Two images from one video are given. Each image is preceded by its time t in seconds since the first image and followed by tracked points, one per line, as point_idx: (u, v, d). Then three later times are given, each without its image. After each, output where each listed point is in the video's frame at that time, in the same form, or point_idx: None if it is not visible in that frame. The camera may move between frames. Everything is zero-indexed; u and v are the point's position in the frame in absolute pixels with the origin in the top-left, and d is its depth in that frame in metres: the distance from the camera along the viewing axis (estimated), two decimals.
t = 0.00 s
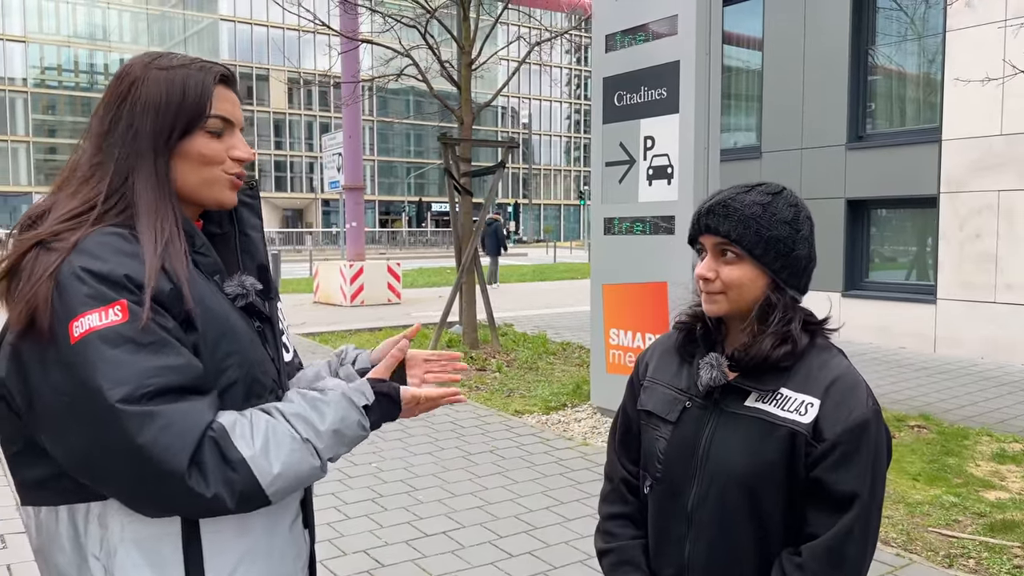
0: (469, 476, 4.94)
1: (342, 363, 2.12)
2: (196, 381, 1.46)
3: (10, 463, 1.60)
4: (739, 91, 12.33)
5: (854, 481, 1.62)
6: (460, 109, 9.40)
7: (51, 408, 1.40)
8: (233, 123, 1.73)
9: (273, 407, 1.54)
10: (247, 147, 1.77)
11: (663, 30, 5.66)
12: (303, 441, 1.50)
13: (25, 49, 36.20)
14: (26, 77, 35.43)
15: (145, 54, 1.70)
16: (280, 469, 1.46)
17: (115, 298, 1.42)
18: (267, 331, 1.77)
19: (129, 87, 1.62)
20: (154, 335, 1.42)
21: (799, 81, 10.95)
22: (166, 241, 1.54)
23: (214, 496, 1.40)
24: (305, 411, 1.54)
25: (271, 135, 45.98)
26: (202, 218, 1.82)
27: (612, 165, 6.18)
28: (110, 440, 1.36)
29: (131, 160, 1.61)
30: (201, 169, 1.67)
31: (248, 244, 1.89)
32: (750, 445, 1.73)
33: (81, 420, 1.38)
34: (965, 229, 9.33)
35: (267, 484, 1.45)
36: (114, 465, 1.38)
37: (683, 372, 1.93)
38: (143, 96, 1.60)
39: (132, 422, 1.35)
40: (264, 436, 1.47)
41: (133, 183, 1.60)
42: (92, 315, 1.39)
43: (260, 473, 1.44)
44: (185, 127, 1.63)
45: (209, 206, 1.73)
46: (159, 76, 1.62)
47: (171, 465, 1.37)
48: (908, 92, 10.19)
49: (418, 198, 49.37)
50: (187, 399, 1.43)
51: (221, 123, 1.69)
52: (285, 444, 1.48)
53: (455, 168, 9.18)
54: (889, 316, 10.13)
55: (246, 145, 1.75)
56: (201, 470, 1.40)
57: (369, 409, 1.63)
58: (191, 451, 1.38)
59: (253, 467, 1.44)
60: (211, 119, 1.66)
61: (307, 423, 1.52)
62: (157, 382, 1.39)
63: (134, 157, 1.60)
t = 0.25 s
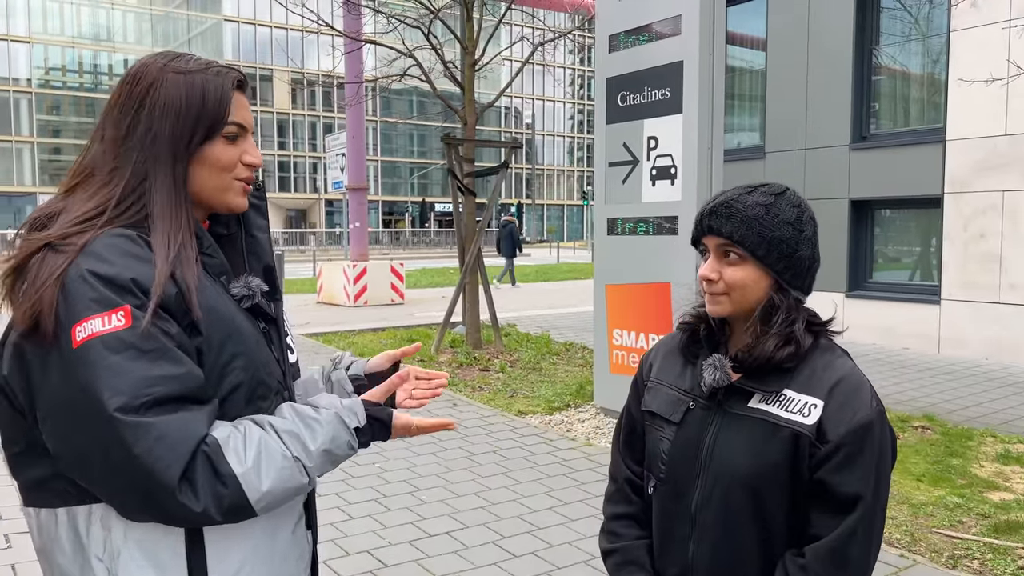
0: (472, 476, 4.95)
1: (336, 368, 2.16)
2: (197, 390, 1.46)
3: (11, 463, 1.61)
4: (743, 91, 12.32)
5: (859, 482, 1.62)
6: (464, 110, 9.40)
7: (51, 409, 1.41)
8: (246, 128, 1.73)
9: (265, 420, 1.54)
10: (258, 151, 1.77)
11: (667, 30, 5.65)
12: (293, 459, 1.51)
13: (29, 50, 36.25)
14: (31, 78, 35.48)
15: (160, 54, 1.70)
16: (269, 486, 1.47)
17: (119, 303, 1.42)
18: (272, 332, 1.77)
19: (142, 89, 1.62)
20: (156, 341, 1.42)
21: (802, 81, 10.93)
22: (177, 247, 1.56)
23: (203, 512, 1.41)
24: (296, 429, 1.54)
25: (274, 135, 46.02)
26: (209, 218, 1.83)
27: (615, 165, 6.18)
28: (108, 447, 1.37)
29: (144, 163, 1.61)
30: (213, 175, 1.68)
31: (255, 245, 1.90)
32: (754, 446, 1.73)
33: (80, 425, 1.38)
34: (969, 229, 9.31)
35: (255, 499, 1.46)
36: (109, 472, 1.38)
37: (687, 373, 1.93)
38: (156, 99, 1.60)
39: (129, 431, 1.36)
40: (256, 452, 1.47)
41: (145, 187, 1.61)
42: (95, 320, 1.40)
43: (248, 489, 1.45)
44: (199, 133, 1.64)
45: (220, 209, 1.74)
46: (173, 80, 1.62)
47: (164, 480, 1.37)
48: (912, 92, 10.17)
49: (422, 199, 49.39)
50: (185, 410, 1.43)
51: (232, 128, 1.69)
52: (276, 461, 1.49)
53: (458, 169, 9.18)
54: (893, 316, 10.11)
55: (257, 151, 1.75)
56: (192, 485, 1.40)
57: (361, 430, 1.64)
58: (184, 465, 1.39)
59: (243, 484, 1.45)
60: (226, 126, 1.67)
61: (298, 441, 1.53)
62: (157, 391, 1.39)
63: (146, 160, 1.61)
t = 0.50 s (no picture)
0: (475, 476, 4.95)
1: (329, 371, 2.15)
2: (205, 391, 1.47)
3: (14, 462, 1.61)
4: (747, 91, 12.31)
5: (861, 483, 1.62)
6: (467, 110, 9.40)
7: (57, 407, 1.42)
8: (257, 128, 1.73)
9: (271, 416, 1.56)
10: (269, 153, 1.78)
11: (670, 30, 5.65)
12: (297, 454, 1.53)
13: (33, 50, 36.27)
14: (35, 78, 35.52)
15: (173, 54, 1.70)
16: (277, 480, 1.49)
17: (131, 302, 1.42)
18: (280, 334, 1.77)
19: (155, 88, 1.62)
20: (168, 341, 1.43)
21: (806, 81, 10.91)
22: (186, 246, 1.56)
23: (215, 507, 1.41)
24: (300, 423, 1.57)
25: (277, 136, 46.04)
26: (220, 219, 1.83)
27: (619, 165, 6.18)
28: (115, 447, 1.37)
29: (155, 162, 1.62)
30: (223, 173, 1.68)
31: (263, 246, 1.90)
32: (757, 447, 1.73)
33: (86, 423, 1.39)
34: (973, 230, 9.29)
35: (263, 494, 1.47)
36: (114, 471, 1.39)
37: (690, 374, 1.92)
38: (169, 99, 1.61)
39: (139, 430, 1.36)
40: (264, 447, 1.49)
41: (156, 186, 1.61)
42: (107, 318, 1.40)
43: (258, 484, 1.46)
44: (209, 131, 1.64)
45: (229, 210, 1.74)
46: (185, 79, 1.63)
47: (176, 474, 1.38)
48: (916, 93, 10.15)
49: (424, 199, 49.39)
50: (194, 409, 1.44)
51: (244, 128, 1.69)
52: (283, 456, 1.51)
53: (461, 169, 9.18)
54: (897, 317, 10.09)
55: (269, 151, 1.76)
56: (204, 481, 1.41)
57: (352, 429, 1.69)
58: (197, 461, 1.40)
59: (253, 478, 1.46)
60: (237, 125, 1.67)
61: (302, 436, 1.55)
62: (167, 391, 1.40)
63: (157, 159, 1.61)
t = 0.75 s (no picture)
0: (477, 476, 4.95)
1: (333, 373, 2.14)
2: (211, 389, 1.47)
3: (18, 462, 1.62)
4: (749, 91, 12.30)
5: (862, 483, 1.62)
6: (469, 110, 9.39)
7: (63, 405, 1.42)
8: (265, 131, 1.74)
9: (277, 415, 1.56)
10: (276, 155, 1.78)
11: (672, 30, 5.64)
12: (303, 452, 1.54)
13: (36, 51, 36.31)
14: (38, 78, 35.58)
15: (183, 54, 1.71)
16: (284, 478, 1.50)
17: (139, 300, 1.42)
18: (285, 334, 1.78)
19: (165, 88, 1.63)
20: (176, 339, 1.43)
21: (809, 81, 10.90)
22: (193, 246, 1.57)
23: (224, 504, 1.42)
24: (306, 421, 1.58)
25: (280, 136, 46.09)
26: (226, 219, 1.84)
27: (621, 165, 6.18)
28: (122, 445, 1.37)
29: (164, 161, 1.62)
30: (231, 176, 1.69)
31: (269, 247, 1.90)
32: (758, 448, 1.73)
33: (93, 422, 1.39)
34: (976, 230, 9.27)
35: (271, 491, 1.48)
36: (121, 470, 1.39)
37: (690, 375, 1.92)
38: (179, 100, 1.62)
39: (147, 428, 1.36)
40: (271, 445, 1.50)
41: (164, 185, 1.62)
42: (116, 316, 1.40)
43: (266, 481, 1.47)
44: (218, 133, 1.65)
45: (235, 213, 1.74)
46: (195, 81, 1.63)
47: (185, 471, 1.38)
48: (918, 93, 10.13)
49: (427, 199, 49.40)
50: (201, 408, 1.44)
51: (252, 131, 1.70)
52: (289, 454, 1.51)
53: (463, 169, 9.18)
54: (900, 317, 10.08)
55: (276, 154, 1.77)
56: (213, 477, 1.41)
57: (356, 429, 1.69)
58: (206, 457, 1.40)
59: (261, 475, 1.47)
60: (244, 127, 1.68)
61: (308, 435, 1.56)
62: (175, 389, 1.40)
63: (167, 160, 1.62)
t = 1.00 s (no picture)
0: (479, 476, 4.95)
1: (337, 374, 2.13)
2: (215, 388, 1.47)
3: (23, 460, 1.63)
4: (751, 91, 12.29)
5: (860, 482, 1.61)
6: (471, 110, 9.39)
7: (68, 405, 1.42)
8: (268, 131, 1.74)
9: (281, 413, 1.57)
10: (279, 155, 1.79)
11: (674, 30, 5.63)
12: (307, 450, 1.54)
13: (38, 51, 36.29)
14: (41, 79, 35.58)
15: (185, 54, 1.71)
16: (289, 476, 1.50)
17: (143, 299, 1.43)
18: (288, 334, 1.78)
19: (168, 89, 1.63)
20: (180, 338, 1.43)
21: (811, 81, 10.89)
22: (198, 246, 1.57)
23: (229, 501, 1.43)
24: (311, 419, 1.58)
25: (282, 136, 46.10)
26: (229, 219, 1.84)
27: (623, 165, 6.18)
28: (126, 443, 1.37)
29: (168, 163, 1.62)
30: (234, 177, 1.69)
31: (273, 247, 1.90)
32: (755, 447, 1.73)
33: (98, 421, 1.39)
34: (978, 230, 9.26)
35: (276, 489, 1.48)
36: (125, 469, 1.39)
37: (688, 375, 1.92)
38: (182, 100, 1.62)
39: (152, 426, 1.36)
40: (276, 443, 1.50)
41: (168, 186, 1.62)
42: (120, 315, 1.41)
43: (271, 480, 1.48)
44: (222, 134, 1.65)
45: (238, 213, 1.75)
46: (198, 81, 1.64)
47: (190, 470, 1.38)
48: (921, 93, 10.11)
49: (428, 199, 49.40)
50: (205, 406, 1.44)
51: (255, 131, 1.70)
52: (294, 452, 1.52)
53: (465, 169, 9.18)
54: (902, 317, 10.07)
55: (279, 154, 1.77)
56: (217, 475, 1.42)
57: (360, 427, 1.69)
58: (210, 456, 1.40)
59: (266, 473, 1.47)
60: (247, 128, 1.68)
61: (313, 432, 1.56)
62: (180, 387, 1.40)
63: (170, 161, 1.62)
